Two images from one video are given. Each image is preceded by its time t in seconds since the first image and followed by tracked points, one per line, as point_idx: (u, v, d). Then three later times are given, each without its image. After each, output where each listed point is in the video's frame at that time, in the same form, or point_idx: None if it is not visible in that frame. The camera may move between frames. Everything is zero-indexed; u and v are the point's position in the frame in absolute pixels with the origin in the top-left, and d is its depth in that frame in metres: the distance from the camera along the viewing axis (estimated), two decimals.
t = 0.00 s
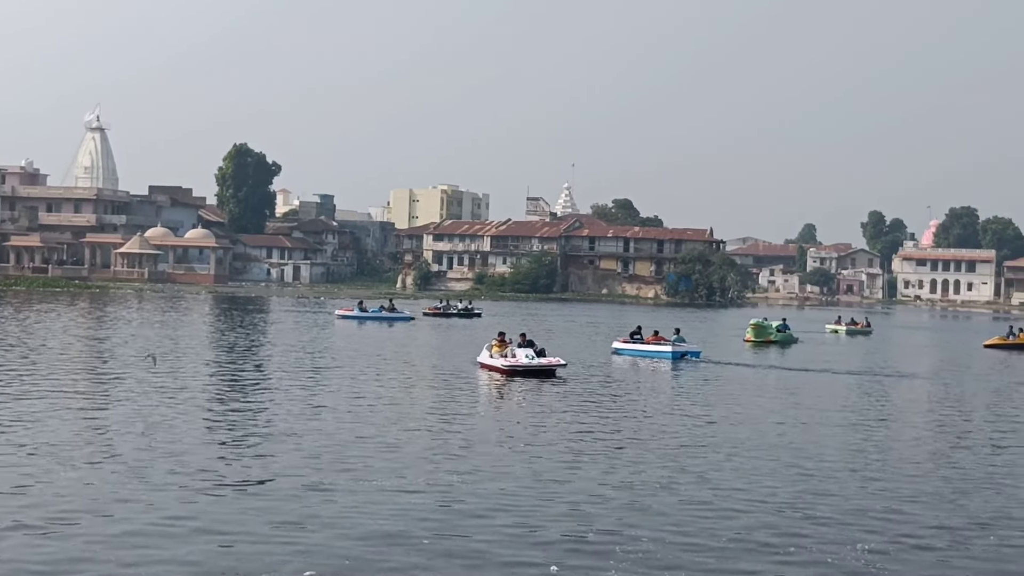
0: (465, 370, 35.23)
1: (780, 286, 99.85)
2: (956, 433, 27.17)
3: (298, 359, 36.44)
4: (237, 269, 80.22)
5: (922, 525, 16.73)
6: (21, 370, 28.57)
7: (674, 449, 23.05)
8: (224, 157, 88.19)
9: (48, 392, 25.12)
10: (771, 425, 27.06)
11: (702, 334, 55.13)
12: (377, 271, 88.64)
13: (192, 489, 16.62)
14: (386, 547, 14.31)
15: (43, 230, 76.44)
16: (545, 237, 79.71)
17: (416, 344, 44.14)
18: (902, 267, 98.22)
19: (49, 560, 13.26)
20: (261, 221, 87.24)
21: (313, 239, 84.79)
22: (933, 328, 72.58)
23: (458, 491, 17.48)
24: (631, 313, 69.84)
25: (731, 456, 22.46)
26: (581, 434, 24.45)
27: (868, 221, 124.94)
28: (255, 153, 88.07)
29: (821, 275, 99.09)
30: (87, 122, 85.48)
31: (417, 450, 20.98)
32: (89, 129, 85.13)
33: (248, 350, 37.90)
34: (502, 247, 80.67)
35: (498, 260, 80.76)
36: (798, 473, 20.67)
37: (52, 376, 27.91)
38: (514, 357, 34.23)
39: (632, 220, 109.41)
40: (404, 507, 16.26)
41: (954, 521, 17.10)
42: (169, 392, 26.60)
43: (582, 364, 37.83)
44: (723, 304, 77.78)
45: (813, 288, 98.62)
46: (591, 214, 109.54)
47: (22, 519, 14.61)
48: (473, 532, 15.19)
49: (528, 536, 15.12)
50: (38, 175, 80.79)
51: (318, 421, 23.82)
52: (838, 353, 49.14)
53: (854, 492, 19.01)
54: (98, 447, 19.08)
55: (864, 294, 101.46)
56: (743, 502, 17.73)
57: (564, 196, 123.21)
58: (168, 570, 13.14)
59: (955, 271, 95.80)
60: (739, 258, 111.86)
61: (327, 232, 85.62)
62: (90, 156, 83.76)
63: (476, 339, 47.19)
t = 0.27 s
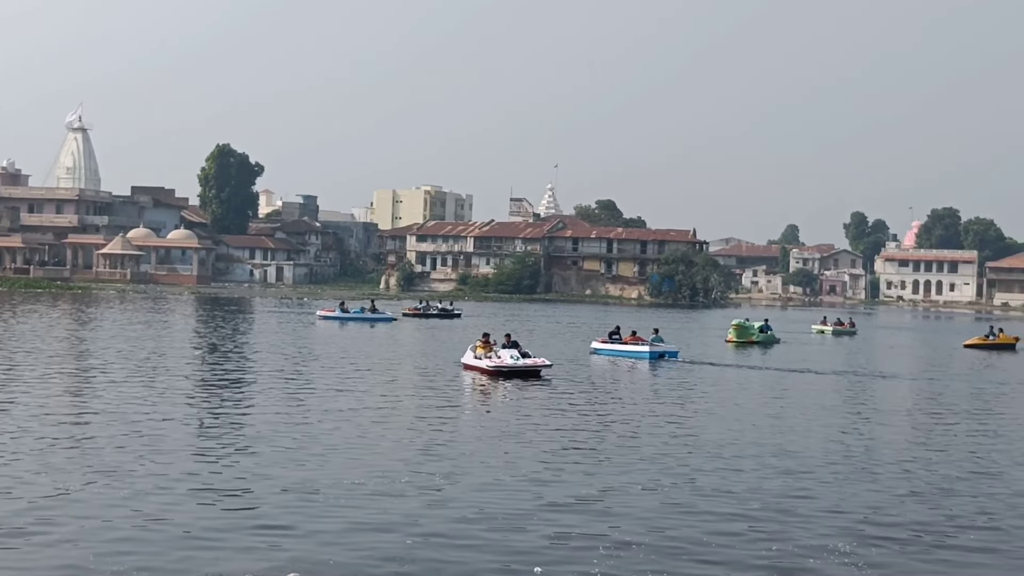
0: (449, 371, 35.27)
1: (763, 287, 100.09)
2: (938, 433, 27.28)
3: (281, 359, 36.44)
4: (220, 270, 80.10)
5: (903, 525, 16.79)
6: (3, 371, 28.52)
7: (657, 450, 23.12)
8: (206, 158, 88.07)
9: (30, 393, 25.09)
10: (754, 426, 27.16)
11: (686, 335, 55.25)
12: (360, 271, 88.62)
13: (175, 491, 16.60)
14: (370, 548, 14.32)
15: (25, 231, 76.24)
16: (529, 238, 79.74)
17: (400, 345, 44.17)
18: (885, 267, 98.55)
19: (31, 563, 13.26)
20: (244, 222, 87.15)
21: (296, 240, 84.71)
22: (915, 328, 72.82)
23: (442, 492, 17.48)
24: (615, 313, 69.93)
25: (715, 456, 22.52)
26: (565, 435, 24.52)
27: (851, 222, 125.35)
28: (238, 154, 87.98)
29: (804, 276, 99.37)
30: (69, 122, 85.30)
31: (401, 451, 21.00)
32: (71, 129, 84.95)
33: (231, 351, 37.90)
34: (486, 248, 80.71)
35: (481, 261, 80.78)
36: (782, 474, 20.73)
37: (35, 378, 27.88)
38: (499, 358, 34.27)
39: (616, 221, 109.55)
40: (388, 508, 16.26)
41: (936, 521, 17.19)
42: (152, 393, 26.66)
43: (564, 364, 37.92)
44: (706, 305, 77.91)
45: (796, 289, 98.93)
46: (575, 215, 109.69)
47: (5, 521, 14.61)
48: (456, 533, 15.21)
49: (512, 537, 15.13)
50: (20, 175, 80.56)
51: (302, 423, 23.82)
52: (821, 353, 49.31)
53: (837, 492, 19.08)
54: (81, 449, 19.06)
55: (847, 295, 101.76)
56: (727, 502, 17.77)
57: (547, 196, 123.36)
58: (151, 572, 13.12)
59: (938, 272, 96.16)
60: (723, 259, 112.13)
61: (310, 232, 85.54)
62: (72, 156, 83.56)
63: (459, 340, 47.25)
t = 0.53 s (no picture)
0: (439, 371, 35.34)
1: (751, 287, 100.33)
2: (926, 434, 27.41)
3: (270, 360, 36.49)
4: (209, 270, 80.10)
5: (888, 526, 16.90)
6: None
7: (645, 450, 23.23)
8: (195, 158, 88.06)
9: (18, 394, 25.14)
10: (742, 426, 27.28)
11: (674, 336, 55.41)
12: (350, 272, 88.67)
13: (163, 491, 16.66)
14: (357, 548, 14.40)
15: (13, 231, 76.15)
16: (518, 238, 79.82)
17: (389, 345, 44.22)
18: (873, 268, 98.81)
19: (17, 562, 13.31)
20: (233, 222, 87.16)
21: (286, 240, 84.69)
22: (904, 329, 73.07)
23: (431, 492, 17.59)
24: (603, 314, 70.04)
25: (702, 457, 22.65)
26: (553, 435, 24.63)
27: (839, 222, 125.65)
28: (227, 154, 87.98)
29: (792, 276, 99.61)
30: (57, 122, 85.22)
31: (388, 452, 21.09)
32: (59, 130, 84.86)
33: (219, 352, 37.96)
34: (475, 248, 80.77)
35: (471, 262, 80.81)
36: (769, 474, 20.84)
37: (23, 378, 27.90)
38: (490, 359, 34.35)
39: (605, 222, 109.72)
40: (376, 509, 16.34)
41: (919, 521, 17.30)
42: (140, 393, 26.78)
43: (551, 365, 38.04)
44: (695, 305, 78.07)
45: (785, 289, 99.16)
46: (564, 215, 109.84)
47: None
48: (444, 532, 15.30)
49: (498, 537, 15.22)
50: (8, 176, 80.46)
51: (291, 423, 23.89)
52: (809, 353, 49.49)
53: (823, 492, 19.21)
54: (70, 450, 19.12)
55: (836, 295, 102.03)
56: (713, 502, 17.87)
57: (536, 197, 123.53)
58: (139, 572, 13.19)
59: (926, 272, 96.43)
60: (712, 260, 112.35)
61: (299, 232, 85.53)
62: (60, 156, 83.43)
63: (448, 341, 47.33)
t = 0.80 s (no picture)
0: (422, 372, 35.37)
1: (734, 288, 100.58)
2: (907, 434, 27.54)
3: (253, 361, 36.49)
4: (191, 271, 79.99)
5: (869, 526, 17.00)
6: None
7: (628, 451, 23.30)
8: (177, 158, 87.91)
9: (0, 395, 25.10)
10: (725, 427, 27.36)
11: (657, 337, 55.51)
12: (333, 272, 88.61)
13: (145, 492, 16.67)
14: (339, 549, 14.43)
15: None
16: (501, 239, 79.85)
17: (372, 346, 44.22)
18: (856, 269, 99.12)
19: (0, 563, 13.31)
20: (215, 222, 87.05)
21: (268, 241, 84.59)
22: (886, 330, 73.24)
23: (415, 493, 17.63)
24: (586, 315, 70.10)
25: (684, 457, 22.73)
26: (535, 436, 24.70)
27: (821, 223, 126.03)
28: (209, 154, 87.88)
29: (775, 277, 99.86)
30: (39, 123, 85.00)
31: (372, 453, 21.10)
32: (41, 130, 84.60)
33: (202, 352, 37.96)
34: (458, 249, 80.78)
35: (454, 262, 80.82)
36: (750, 474, 20.93)
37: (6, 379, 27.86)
38: (474, 359, 34.39)
39: (588, 222, 109.85)
40: (359, 510, 16.38)
41: (900, 521, 17.40)
42: (122, 393, 26.81)
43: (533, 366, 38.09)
44: (678, 306, 78.21)
45: (767, 290, 99.40)
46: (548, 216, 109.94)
47: None
48: (427, 534, 15.34)
49: (480, 538, 15.27)
50: None
51: (273, 425, 23.89)
52: (791, 354, 49.64)
53: (804, 492, 19.30)
54: (51, 450, 19.10)
55: (819, 296, 102.27)
56: (695, 503, 17.94)
57: (519, 198, 123.62)
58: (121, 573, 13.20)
59: (908, 273, 96.74)
60: (695, 260, 112.57)
61: (282, 233, 85.43)
62: (41, 156, 83.15)
63: (430, 342, 47.35)
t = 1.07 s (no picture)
0: (406, 372, 35.42)
1: (717, 288, 100.75)
2: (889, 435, 27.63)
3: (236, 361, 36.51)
4: (174, 270, 79.89)
5: (851, 526, 17.10)
6: None
7: (612, 451, 23.38)
8: (159, 157, 87.79)
9: None
10: (708, 427, 27.45)
11: (639, 337, 55.59)
12: (316, 272, 88.55)
13: (128, 493, 16.68)
14: (322, 549, 14.49)
15: None
16: (484, 238, 79.89)
17: (355, 346, 44.21)
18: (838, 269, 99.31)
19: None
20: (198, 222, 86.94)
21: (251, 240, 84.49)
22: (869, 329, 73.40)
23: (399, 494, 17.67)
24: (569, 314, 70.15)
25: (668, 457, 22.82)
26: (518, 436, 24.76)
27: (803, 223, 126.22)
28: (192, 154, 87.82)
29: (758, 277, 100.06)
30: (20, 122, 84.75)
31: (357, 453, 21.14)
32: (23, 128, 84.36)
33: (184, 352, 37.94)
34: (442, 249, 80.79)
35: (437, 262, 80.83)
36: (732, 474, 21.02)
37: None
38: (458, 359, 34.44)
39: (571, 222, 109.94)
40: (344, 511, 16.42)
41: (881, 521, 17.51)
42: (102, 393, 26.83)
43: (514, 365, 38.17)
44: (661, 305, 78.35)
45: (750, 290, 99.60)
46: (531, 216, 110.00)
47: None
48: (411, 534, 15.39)
49: (463, 538, 15.32)
50: None
51: (257, 425, 23.92)
52: (772, 353, 49.76)
53: (786, 492, 19.39)
54: (32, 451, 19.11)
55: (801, 296, 102.47)
56: (677, 503, 18.02)
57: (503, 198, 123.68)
58: (105, 574, 13.23)
59: (890, 273, 97.04)
60: (678, 260, 112.77)
61: (265, 232, 85.34)
62: (24, 155, 82.91)
63: (414, 342, 47.37)
